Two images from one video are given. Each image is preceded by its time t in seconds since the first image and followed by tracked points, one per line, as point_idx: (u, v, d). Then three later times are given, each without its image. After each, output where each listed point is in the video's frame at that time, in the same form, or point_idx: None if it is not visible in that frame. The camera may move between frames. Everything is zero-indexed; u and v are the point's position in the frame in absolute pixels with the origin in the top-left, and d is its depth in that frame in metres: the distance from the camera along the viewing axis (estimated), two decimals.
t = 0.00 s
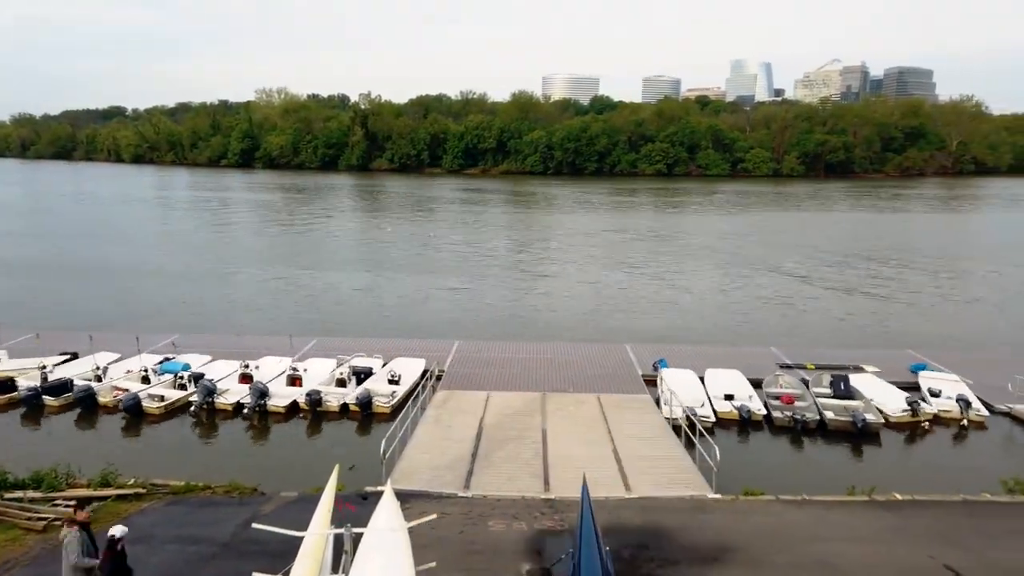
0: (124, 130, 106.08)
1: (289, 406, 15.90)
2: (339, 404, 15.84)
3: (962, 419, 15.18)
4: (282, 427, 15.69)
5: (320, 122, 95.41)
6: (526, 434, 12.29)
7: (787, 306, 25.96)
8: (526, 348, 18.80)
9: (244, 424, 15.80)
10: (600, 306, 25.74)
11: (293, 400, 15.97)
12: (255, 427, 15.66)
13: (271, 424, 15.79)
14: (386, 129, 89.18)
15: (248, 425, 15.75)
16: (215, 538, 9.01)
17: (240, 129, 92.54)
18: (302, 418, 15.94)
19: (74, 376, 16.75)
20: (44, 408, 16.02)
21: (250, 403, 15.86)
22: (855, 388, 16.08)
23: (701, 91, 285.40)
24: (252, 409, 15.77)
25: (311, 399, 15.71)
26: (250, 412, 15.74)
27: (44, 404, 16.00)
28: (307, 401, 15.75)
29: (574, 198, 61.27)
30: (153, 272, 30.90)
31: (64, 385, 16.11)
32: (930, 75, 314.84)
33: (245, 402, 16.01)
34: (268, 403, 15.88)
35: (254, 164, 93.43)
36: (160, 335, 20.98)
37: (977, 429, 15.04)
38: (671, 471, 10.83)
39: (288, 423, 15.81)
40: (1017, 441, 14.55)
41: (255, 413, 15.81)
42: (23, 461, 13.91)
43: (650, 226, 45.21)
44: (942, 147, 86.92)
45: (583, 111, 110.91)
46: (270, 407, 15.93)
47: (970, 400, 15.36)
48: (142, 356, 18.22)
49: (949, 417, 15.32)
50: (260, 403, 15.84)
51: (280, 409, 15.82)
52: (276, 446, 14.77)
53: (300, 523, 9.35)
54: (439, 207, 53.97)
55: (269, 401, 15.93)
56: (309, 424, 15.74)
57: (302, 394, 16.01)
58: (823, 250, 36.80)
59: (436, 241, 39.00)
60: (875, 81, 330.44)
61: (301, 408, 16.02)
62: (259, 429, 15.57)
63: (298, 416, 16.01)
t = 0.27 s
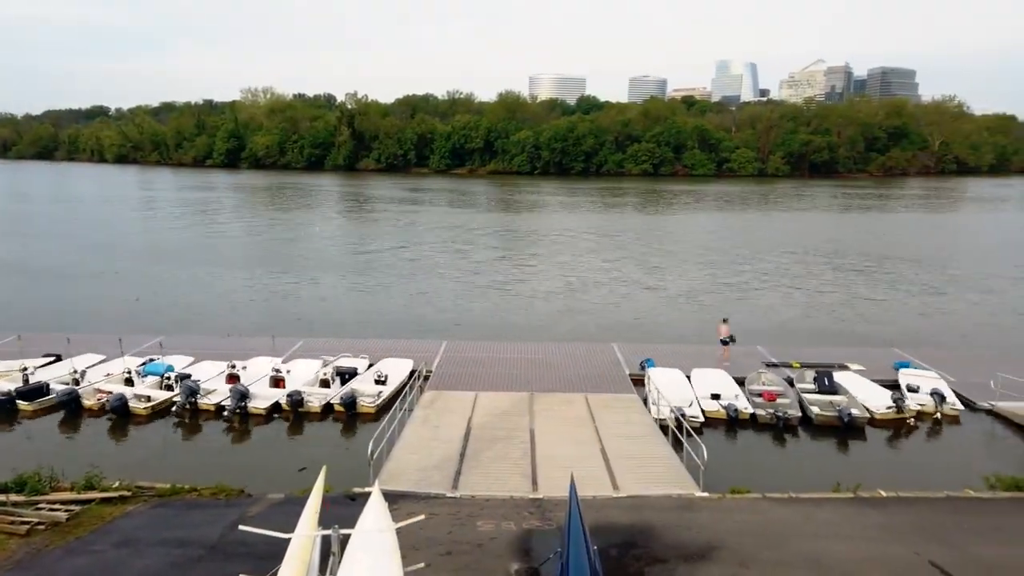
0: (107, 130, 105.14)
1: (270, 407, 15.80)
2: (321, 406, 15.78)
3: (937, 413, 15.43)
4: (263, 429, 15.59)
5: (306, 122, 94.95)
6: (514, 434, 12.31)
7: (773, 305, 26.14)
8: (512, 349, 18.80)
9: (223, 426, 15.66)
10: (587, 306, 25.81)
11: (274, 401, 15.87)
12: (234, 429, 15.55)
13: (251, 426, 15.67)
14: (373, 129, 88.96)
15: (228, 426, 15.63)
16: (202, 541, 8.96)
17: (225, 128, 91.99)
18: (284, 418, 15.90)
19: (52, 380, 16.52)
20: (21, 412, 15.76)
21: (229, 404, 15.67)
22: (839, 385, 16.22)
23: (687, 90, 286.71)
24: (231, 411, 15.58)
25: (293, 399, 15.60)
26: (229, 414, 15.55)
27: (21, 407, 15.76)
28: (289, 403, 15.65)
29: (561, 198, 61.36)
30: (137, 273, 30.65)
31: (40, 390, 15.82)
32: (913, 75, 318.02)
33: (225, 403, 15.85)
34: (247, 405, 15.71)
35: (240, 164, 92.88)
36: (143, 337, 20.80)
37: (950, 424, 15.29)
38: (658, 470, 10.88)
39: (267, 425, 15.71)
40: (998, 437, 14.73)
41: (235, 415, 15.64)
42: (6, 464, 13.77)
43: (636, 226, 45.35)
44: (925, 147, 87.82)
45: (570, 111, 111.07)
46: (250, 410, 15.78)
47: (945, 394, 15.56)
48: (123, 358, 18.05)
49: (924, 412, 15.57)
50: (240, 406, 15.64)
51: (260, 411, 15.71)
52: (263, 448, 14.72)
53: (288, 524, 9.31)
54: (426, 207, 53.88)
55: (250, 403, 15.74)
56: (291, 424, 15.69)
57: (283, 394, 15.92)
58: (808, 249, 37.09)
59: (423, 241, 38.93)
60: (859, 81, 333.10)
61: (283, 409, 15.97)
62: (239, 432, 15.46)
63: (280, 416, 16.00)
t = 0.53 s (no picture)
0: (90, 129, 104.07)
1: (246, 409, 15.65)
2: (298, 408, 15.65)
3: (913, 412, 15.65)
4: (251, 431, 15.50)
5: (292, 121, 94.39)
6: (502, 435, 12.30)
7: (759, 304, 26.30)
8: (500, 349, 18.77)
9: (198, 429, 15.50)
10: (574, 305, 25.84)
11: (251, 403, 15.70)
12: (209, 432, 15.42)
13: (226, 429, 15.52)
14: (359, 129, 88.65)
15: (203, 429, 15.50)
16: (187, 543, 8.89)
17: (210, 128, 91.32)
18: (261, 421, 15.75)
19: (33, 383, 16.32)
20: None
21: (204, 407, 15.52)
22: (825, 384, 16.28)
23: (673, 90, 287.91)
24: (205, 414, 15.41)
25: (269, 402, 15.48)
26: (203, 416, 15.40)
27: None
28: (265, 405, 15.53)
29: (548, 197, 61.39)
30: (120, 274, 30.36)
31: (22, 394, 15.59)
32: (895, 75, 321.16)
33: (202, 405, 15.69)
34: (222, 407, 15.57)
35: (224, 164, 92.20)
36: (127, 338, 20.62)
37: (928, 422, 15.52)
38: (645, 469, 10.92)
39: (245, 426, 15.57)
40: (980, 435, 14.91)
41: (210, 417, 15.49)
42: None
43: (623, 225, 45.48)
44: (907, 147, 88.73)
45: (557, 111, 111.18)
46: (226, 412, 15.64)
47: (921, 393, 15.72)
48: (105, 361, 17.85)
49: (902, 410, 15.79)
50: (215, 407, 15.50)
51: (236, 414, 15.55)
52: (247, 450, 14.61)
53: (274, 526, 9.27)
54: (412, 206, 53.75)
55: (225, 406, 15.60)
56: (267, 428, 15.55)
57: (260, 397, 15.74)
58: (792, 248, 37.35)
59: (410, 241, 38.84)
60: (843, 82, 335.79)
61: (260, 412, 15.79)
62: (215, 435, 15.34)
63: (257, 420, 15.84)
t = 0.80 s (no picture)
0: (74, 130, 103.11)
1: (230, 413, 15.50)
2: (279, 413, 15.42)
3: (900, 410, 15.74)
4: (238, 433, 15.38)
5: (278, 122, 93.94)
6: (491, 435, 12.29)
7: (745, 303, 26.43)
8: (489, 349, 18.76)
9: (183, 430, 15.38)
10: (562, 305, 25.88)
11: (234, 407, 15.54)
12: (195, 432, 15.30)
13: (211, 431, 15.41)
14: (347, 129, 88.37)
15: (187, 432, 15.33)
16: (174, 546, 8.83)
17: (195, 128, 90.73)
18: (243, 426, 15.53)
19: (17, 386, 16.21)
20: None
21: (188, 409, 15.41)
22: (807, 384, 16.36)
23: (660, 90, 288.95)
24: (190, 416, 15.30)
25: (250, 407, 15.30)
26: (188, 418, 15.27)
27: None
28: (246, 410, 15.35)
29: (535, 197, 61.47)
30: (105, 275, 30.10)
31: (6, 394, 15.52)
32: (879, 75, 323.90)
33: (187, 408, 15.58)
34: (207, 409, 15.44)
35: (210, 165, 91.61)
36: (112, 339, 20.44)
37: (914, 420, 15.63)
38: (634, 468, 10.96)
39: (229, 429, 15.44)
40: (964, 432, 15.06)
41: (194, 419, 15.35)
42: None
43: (610, 225, 45.60)
44: (892, 147, 89.52)
45: (545, 111, 111.33)
46: (210, 414, 15.52)
47: (908, 391, 15.87)
48: (91, 363, 17.73)
49: (889, 408, 15.88)
50: (199, 410, 15.36)
51: (221, 416, 15.45)
52: (235, 453, 14.52)
53: (262, 528, 9.22)
54: (399, 206, 53.67)
55: (211, 408, 15.50)
56: (248, 433, 15.32)
57: (243, 401, 15.57)
58: (779, 248, 37.59)
59: (398, 241, 38.78)
60: (828, 82, 338.13)
61: (241, 416, 15.59)
62: (199, 437, 15.18)
63: (239, 424, 15.61)
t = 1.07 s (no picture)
0: (57, 130, 102.09)
1: (218, 415, 15.42)
2: (267, 415, 15.34)
3: (879, 406, 15.96)
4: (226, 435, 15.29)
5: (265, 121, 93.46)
6: (479, 435, 12.31)
7: (732, 303, 26.57)
8: (477, 349, 18.77)
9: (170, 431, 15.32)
10: (550, 305, 25.93)
11: (221, 409, 15.46)
12: (182, 436, 15.24)
13: (198, 433, 15.35)
14: (334, 129, 88.07)
15: (175, 433, 15.28)
16: (160, 550, 8.77)
17: (181, 128, 90.12)
18: (229, 428, 15.42)
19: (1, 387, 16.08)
20: None
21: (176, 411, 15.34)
22: (794, 380, 16.53)
23: (646, 91, 290.19)
24: (179, 417, 15.23)
25: (237, 409, 15.14)
26: (176, 420, 15.20)
27: None
28: (233, 412, 15.16)
29: (523, 197, 61.55)
30: (89, 276, 29.84)
31: None
32: (864, 75, 326.50)
33: (174, 410, 15.51)
34: (195, 411, 15.38)
35: (196, 165, 91.00)
36: (97, 340, 20.29)
37: (894, 416, 15.83)
38: (621, 467, 11.01)
39: (217, 432, 15.35)
40: (948, 429, 15.23)
41: (182, 421, 15.30)
42: None
43: (598, 225, 45.73)
44: (876, 147, 90.29)
45: (532, 111, 111.40)
46: (199, 416, 15.44)
47: (888, 387, 16.10)
48: (76, 364, 17.61)
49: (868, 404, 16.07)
50: (188, 412, 15.30)
51: (209, 418, 15.36)
52: (222, 455, 14.41)
53: (249, 530, 9.19)
54: (387, 207, 53.60)
55: (199, 409, 15.43)
56: (235, 436, 15.20)
57: (230, 403, 15.46)
58: (765, 247, 37.85)
59: (386, 241, 38.73)
60: (813, 83, 340.65)
61: (227, 419, 15.48)
62: (187, 440, 15.11)
63: (227, 426, 15.53)
